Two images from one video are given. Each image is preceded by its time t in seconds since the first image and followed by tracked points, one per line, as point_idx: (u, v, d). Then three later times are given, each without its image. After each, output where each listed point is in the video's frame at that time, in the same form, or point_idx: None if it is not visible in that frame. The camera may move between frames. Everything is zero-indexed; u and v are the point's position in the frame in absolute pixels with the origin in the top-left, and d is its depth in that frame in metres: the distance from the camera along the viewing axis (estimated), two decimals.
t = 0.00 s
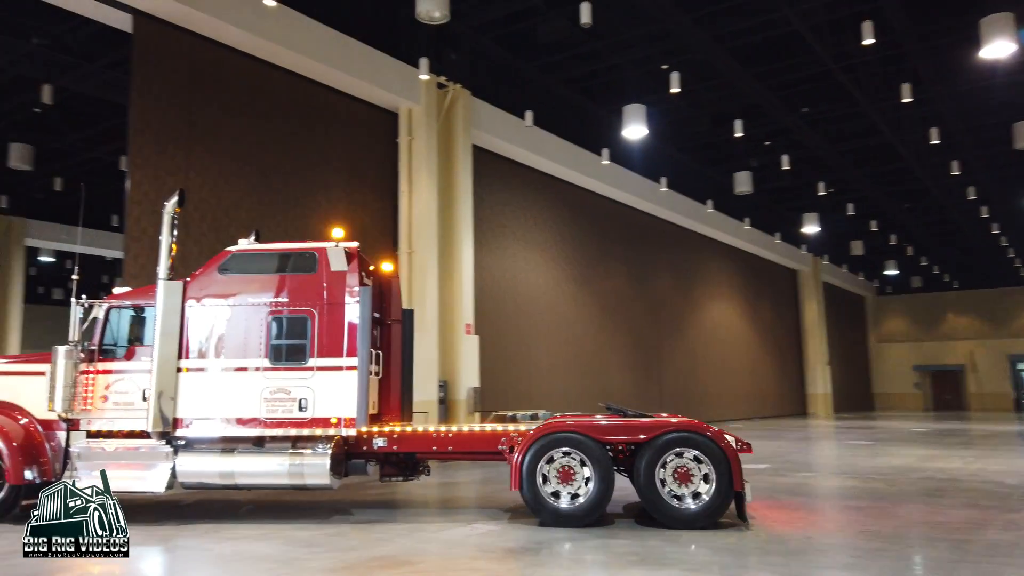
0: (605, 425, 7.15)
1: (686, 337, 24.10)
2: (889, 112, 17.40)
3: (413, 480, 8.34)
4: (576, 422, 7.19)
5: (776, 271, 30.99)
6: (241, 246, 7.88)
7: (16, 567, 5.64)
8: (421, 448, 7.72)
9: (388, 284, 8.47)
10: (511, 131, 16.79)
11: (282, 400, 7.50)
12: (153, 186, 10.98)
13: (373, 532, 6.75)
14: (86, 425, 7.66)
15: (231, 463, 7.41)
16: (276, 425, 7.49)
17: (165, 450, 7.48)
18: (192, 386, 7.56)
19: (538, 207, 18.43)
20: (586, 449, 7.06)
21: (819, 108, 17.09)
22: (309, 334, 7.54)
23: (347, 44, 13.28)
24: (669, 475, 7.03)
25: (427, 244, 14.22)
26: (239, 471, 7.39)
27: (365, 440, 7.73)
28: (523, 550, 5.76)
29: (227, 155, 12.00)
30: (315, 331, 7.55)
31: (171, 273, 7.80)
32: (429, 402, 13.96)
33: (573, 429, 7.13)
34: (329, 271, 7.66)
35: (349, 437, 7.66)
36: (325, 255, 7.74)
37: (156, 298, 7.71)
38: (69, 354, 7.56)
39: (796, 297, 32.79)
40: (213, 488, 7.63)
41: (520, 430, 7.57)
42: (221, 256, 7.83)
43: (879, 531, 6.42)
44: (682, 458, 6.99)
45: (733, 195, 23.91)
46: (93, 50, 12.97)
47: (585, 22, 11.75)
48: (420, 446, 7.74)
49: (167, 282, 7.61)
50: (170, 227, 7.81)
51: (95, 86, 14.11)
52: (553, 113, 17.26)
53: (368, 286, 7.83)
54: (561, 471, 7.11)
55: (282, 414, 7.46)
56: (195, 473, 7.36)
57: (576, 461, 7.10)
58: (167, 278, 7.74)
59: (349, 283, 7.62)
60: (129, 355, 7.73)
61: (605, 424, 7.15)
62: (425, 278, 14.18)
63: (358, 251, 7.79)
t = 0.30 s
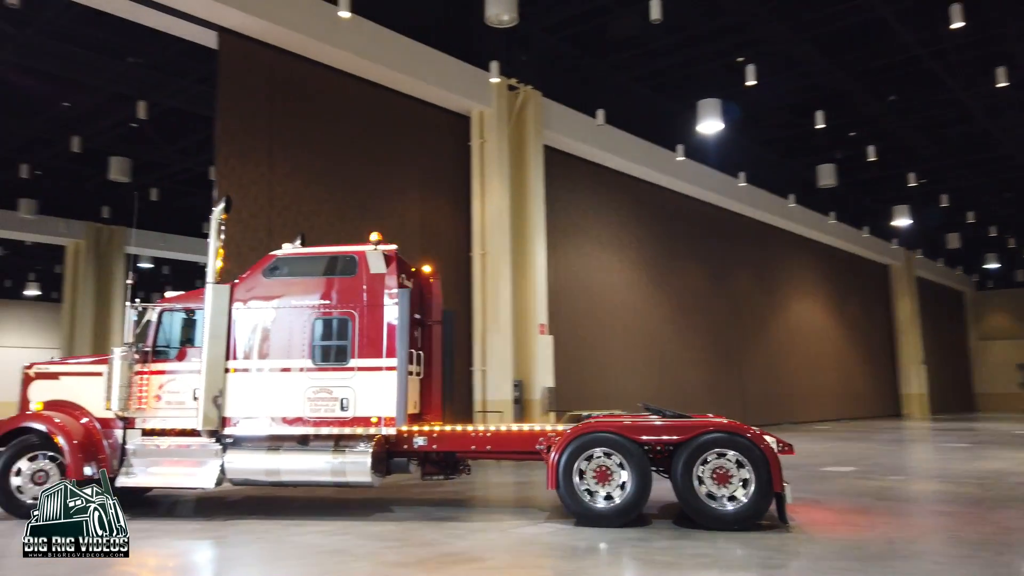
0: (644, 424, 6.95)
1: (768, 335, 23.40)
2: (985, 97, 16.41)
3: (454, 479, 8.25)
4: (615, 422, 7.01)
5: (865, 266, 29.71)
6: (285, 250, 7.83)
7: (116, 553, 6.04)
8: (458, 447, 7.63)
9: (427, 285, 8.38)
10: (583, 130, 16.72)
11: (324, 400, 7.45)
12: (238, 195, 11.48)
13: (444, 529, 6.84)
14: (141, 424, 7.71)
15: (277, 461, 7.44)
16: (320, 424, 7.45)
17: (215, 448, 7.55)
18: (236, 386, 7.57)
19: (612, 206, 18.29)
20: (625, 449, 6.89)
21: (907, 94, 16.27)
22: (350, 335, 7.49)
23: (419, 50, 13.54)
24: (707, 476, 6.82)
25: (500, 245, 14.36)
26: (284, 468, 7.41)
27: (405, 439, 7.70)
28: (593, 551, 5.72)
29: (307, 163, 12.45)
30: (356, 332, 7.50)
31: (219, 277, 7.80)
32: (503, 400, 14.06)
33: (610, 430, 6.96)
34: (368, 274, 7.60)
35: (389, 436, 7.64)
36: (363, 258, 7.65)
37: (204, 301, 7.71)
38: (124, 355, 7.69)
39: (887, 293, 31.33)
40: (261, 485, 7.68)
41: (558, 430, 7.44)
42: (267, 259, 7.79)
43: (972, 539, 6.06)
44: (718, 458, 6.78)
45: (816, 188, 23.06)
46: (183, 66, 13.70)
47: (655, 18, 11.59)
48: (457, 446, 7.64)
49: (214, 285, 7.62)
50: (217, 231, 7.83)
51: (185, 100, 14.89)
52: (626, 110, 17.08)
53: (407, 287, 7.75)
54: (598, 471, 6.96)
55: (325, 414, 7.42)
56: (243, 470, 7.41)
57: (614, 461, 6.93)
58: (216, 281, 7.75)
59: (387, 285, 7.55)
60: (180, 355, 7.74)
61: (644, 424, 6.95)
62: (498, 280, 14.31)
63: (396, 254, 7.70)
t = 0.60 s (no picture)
0: (676, 422, 6.89)
1: (852, 331, 22.48)
2: None
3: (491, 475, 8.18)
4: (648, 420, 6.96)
5: (960, 258, 28.15)
6: (325, 251, 8.04)
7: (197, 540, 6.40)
8: (495, 445, 7.62)
9: (464, 283, 8.54)
10: (652, 125, 16.54)
11: (362, 397, 7.63)
12: (313, 198, 11.86)
13: (510, 525, 6.88)
14: (189, 420, 8.01)
15: (317, 456, 7.62)
16: (357, 421, 7.62)
17: (258, 443, 7.80)
18: (277, 384, 7.81)
19: (686, 200, 17.97)
20: (659, 447, 6.83)
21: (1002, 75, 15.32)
22: (385, 333, 7.65)
23: (486, 51, 13.68)
24: (741, 474, 6.74)
25: (570, 242, 14.34)
26: (325, 464, 7.58)
27: (442, 436, 7.71)
28: (657, 549, 5.64)
29: (380, 166, 12.77)
30: (391, 330, 7.65)
31: (261, 278, 8.06)
32: (575, 399, 14.01)
33: (645, 428, 6.90)
34: (404, 274, 7.74)
35: (427, 432, 7.68)
36: (399, 258, 7.80)
37: (247, 301, 7.99)
38: (173, 354, 8.02)
39: (985, 286, 29.60)
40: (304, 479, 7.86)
41: (592, 426, 7.39)
42: (307, 260, 8.02)
43: None
44: (750, 458, 6.69)
45: (903, 178, 22.03)
46: (263, 76, 14.28)
47: (725, 8, 11.33)
48: (494, 443, 7.63)
49: (257, 285, 7.89)
50: (258, 232, 7.95)
51: (265, 109, 15.50)
52: (697, 103, 16.76)
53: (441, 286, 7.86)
54: (632, 469, 6.91)
55: (362, 410, 7.59)
56: (285, 465, 7.61)
57: (647, 459, 6.88)
58: (257, 282, 8.02)
59: (421, 284, 7.68)
60: (226, 354, 8.05)
61: (676, 422, 6.89)
62: (568, 278, 14.31)
63: (430, 252, 7.79)
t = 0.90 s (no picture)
0: (701, 422, 6.93)
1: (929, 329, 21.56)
2: None
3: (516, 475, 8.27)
4: (673, 420, 7.01)
5: None
6: (351, 253, 8.24)
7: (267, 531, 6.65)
8: (519, 443, 7.70)
9: (491, 284, 8.70)
10: (713, 119, 16.20)
11: (388, 397, 7.78)
12: (374, 201, 12.09)
13: (563, 524, 6.89)
14: (223, 418, 8.23)
15: (345, 455, 7.75)
16: (384, 419, 7.77)
17: (287, 441, 7.96)
18: (307, 384, 8.01)
19: (749, 196, 17.55)
20: (683, 448, 6.89)
21: None
22: (411, 334, 7.80)
23: (543, 51, 13.70)
24: (766, 474, 6.74)
25: (629, 240, 14.19)
26: (352, 462, 7.70)
27: (467, 434, 7.80)
28: (710, 551, 5.57)
29: (438, 168, 12.94)
30: (416, 331, 7.80)
31: (291, 280, 8.26)
32: (638, 397, 13.82)
33: (669, 428, 6.96)
34: (428, 275, 7.89)
35: (452, 431, 7.78)
36: (424, 259, 7.94)
37: (278, 302, 8.20)
38: (207, 354, 8.30)
39: None
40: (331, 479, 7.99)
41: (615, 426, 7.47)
42: (334, 263, 8.23)
43: None
44: (767, 463, 6.70)
45: (983, 167, 21.01)
46: (327, 83, 14.66)
47: None
48: (518, 442, 7.72)
49: (286, 287, 8.11)
50: (288, 237, 8.32)
51: (329, 115, 15.91)
52: (760, 96, 16.38)
53: (465, 286, 7.99)
54: (654, 468, 6.98)
55: (389, 409, 7.74)
56: (314, 464, 7.75)
57: (670, 459, 6.94)
58: (288, 284, 8.21)
59: (446, 285, 7.82)
60: (257, 354, 8.26)
61: (700, 422, 6.93)
62: (627, 277, 14.15)
63: (454, 254, 7.93)
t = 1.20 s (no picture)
0: (710, 424, 6.87)
1: (985, 328, 20.85)
2: None
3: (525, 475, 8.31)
4: (683, 422, 6.96)
5: None
6: (363, 257, 8.29)
7: (306, 527, 6.77)
8: (531, 443, 7.73)
9: (503, 286, 8.70)
10: (758, 116, 15.87)
11: (399, 397, 7.84)
12: (415, 204, 12.23)
13: (599, 524, 6.90)
14: (240, 418, 8.33)
15: (357, 454, 7.82)
16: (394, 419, 7.83)
17: (301, 441, 8.05)
18: (321, 385, 8.08)
19: (795, 194, 17.19)
20: (691, 449, 6.85)
21: None
22: (422, 335, 7.85)
23: (582, 51, 13.63)
24: (772, 474, 6.71)
25: (670, 241, 14.04)
26: (364, 461, 7.76)
27: (477, 435, 7.87)
28: (746, 552, 5.52)
29: (478, 170, 13.02)
30: (427, 332, 7.85)
31: (305, 283, 8.32)
32: (679, 398, 13.76)
33: (678, 430, 6.92)
34: (439, 278, 7.92)
35: (462, 431, 7.85)
36: (434, 262, 7.98)
37: (292, 304, 8.28)
38: (223, 355, 8.32)
39: None
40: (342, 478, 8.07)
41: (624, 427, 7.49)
42: (348, 266, 8.28)
43: None
44: (770, 466, 6.68)
45: None
46: (369, 87, 14.88)
47: None
48: (530, 442, 7.75)
49: (300, 290, 8.16)
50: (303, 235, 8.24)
51: (371, 119, 16.15)
52: (806, 91, 16.04)
53: (476, 289, 8.02)
54: (662, 469, 6.96)
55: (400, 410, 7.79)
56: (326, 463, 7.82)
57: (678, 459, 6.90)
58: (302, 287, 8.29)
59: (456, 288, 7.84)
60: (273, 355, 8.36)
61: (709, 423, 6.88)
62: (669, 278, 14.02)
63: (465, 257, 7.98)
